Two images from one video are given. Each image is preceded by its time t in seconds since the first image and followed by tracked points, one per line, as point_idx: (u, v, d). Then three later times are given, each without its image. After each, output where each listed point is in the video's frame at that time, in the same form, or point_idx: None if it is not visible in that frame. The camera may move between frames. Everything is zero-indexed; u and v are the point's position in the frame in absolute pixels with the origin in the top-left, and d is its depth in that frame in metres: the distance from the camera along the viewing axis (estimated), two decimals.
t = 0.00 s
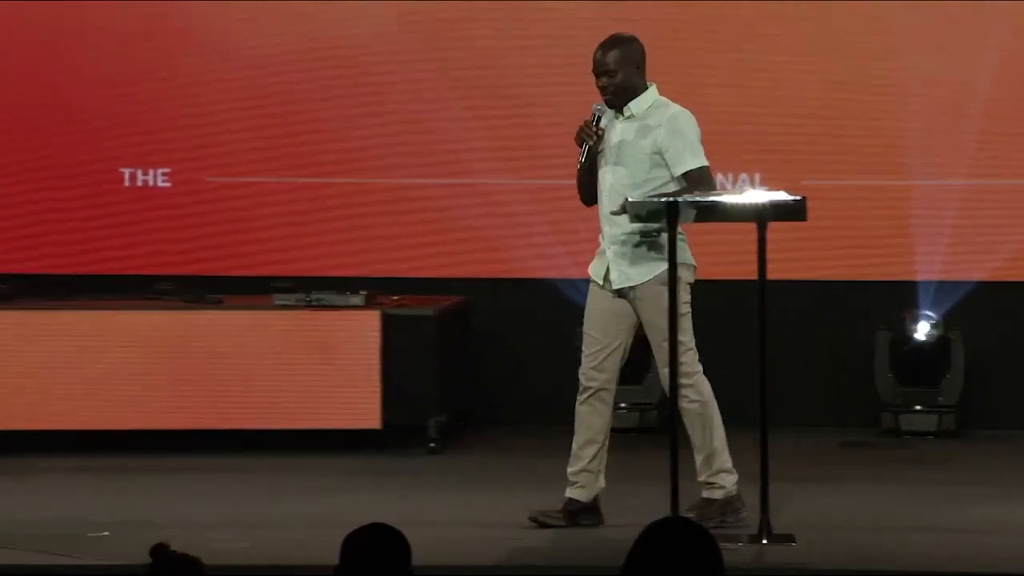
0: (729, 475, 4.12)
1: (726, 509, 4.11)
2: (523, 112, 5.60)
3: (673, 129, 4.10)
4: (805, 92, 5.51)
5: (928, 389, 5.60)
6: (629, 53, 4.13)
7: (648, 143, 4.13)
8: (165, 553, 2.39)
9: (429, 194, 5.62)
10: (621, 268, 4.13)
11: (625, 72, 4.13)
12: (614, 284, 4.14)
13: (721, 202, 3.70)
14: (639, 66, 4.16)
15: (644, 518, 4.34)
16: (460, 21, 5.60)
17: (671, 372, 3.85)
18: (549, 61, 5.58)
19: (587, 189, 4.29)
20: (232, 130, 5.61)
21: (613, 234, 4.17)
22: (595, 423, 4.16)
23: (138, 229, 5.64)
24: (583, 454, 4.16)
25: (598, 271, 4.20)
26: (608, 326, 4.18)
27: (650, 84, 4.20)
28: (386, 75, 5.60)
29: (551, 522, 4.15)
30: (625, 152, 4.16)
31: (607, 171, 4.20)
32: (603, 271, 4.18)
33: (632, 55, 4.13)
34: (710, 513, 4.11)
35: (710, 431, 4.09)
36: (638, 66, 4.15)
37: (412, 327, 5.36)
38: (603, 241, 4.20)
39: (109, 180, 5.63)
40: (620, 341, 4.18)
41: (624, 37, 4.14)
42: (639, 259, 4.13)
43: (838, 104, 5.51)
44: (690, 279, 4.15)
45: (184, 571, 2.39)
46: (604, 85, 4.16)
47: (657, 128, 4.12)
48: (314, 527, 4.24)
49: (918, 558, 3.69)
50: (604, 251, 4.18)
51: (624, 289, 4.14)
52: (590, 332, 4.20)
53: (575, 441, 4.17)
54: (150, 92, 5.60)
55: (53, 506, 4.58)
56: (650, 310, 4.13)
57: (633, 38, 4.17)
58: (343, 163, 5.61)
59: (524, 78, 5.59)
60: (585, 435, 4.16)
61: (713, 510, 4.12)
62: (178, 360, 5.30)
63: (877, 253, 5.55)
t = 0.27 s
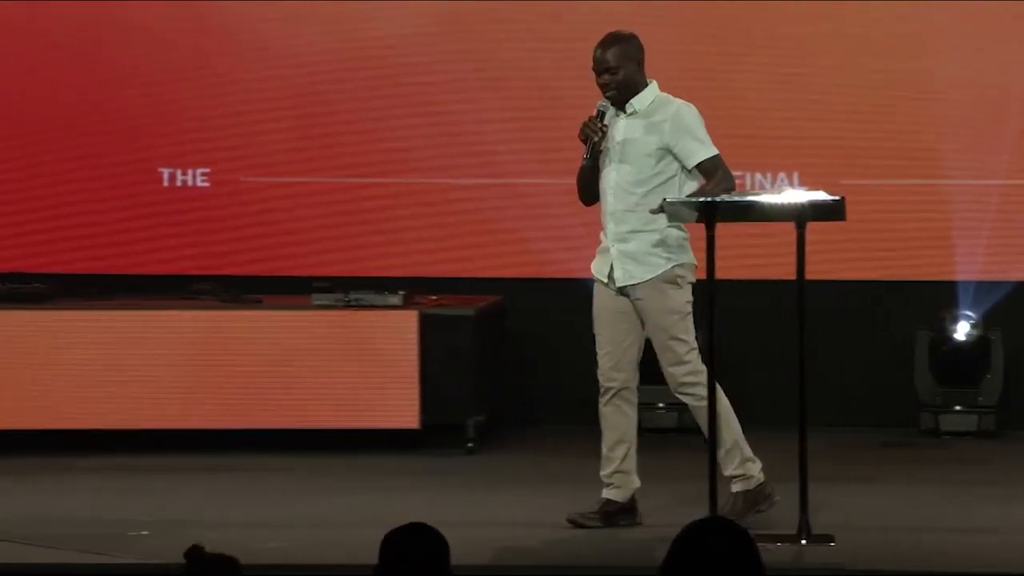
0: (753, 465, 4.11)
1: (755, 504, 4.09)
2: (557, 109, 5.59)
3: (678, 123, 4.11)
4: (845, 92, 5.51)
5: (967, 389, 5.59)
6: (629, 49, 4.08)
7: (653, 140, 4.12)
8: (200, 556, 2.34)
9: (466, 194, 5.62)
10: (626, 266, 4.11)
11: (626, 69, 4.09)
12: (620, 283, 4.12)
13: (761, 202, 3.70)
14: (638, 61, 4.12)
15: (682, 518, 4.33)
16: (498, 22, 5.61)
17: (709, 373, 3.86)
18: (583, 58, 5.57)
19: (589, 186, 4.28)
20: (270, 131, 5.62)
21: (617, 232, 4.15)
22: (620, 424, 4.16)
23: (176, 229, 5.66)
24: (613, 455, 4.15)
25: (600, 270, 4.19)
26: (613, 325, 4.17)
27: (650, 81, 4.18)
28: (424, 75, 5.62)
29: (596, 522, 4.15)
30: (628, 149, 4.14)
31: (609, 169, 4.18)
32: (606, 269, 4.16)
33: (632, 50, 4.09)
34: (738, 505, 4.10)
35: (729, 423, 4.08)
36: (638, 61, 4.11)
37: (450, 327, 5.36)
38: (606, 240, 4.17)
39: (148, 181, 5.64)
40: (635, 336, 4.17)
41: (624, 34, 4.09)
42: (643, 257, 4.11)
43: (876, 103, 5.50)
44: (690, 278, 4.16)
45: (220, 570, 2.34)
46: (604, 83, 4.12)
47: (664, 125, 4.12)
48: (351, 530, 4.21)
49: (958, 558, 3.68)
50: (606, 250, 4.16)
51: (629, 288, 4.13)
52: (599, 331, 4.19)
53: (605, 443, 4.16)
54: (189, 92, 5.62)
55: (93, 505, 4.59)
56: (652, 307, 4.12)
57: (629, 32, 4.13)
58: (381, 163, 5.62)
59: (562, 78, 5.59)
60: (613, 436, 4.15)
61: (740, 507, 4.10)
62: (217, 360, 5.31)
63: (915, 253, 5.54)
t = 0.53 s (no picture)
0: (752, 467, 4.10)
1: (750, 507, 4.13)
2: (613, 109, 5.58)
3: (710, 121, 4.09)
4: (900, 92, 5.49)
5: None
6: (657, 49, 4.07)
7: (686, 140, 4.11)
8: (247, 559, 2.31)
9: (520, 193, 5.62)
10: (662, 266, 4.11)
11: (656, 69, 4.08)
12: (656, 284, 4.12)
13: (816, 202, 3.69)
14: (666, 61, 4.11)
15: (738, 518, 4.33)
16: (552, 21, 5.60)
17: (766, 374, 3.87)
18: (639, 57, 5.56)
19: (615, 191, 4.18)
20: (326, 131, 5.65)
21: (652, 232, 4.14)
22: (666, 423, 4.16)
23: (232, 229, 5.68)
24: (664, 455, 4.15)
25: (637, 270, 4.18)
26: (650, 325, 4.19)
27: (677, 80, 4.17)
28: (479, 76, 5.62)
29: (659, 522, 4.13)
30: (661, 150, 4.12)
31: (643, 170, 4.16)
32: (642, 270, 4.16)
33: (660, 50, 4.08)
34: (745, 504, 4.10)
35: (729, 427, 4.08)
36: (666, 61, 4.10)
37: (504, 327, 5.37)
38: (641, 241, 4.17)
39: (204, 181, 5.68)
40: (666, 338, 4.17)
41: (650, 35, 4.08)
42: (680, 257, 4.11)
43: (934, 102, 5.48)
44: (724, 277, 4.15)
45: (268, 572, 2.30)
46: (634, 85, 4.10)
47: (696, 123, 4.10)
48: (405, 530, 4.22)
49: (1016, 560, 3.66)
50: (642, 250, 4.16)
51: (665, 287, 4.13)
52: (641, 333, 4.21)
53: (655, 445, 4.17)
54: (246, 94, 5.65)
55: (148, 505, 4.60)
56: (678, 306, 4.11)
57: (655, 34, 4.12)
58: (436, 163, 5.63)
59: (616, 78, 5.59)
60: (663, 435, 4.15)
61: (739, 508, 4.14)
62: (272, 359, 5.33)
63: (973, 252, 5.51)
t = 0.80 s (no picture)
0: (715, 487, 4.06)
1: (703, 516, 4.03)
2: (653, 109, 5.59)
3: (738, 120, 4.07)
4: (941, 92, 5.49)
5: None
6: (683, 50, 4.02)
7: (718, 139, 4.08)
8: (288, 556, 2.31)
9: (559, 194, 5.62)
10: (697, 266, 4.08)
11: (686, 70, 4.02)
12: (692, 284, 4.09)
13: (855, 203, 3.69)
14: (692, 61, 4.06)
15: (776, 518, 4.32)
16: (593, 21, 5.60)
17: (805, 372, 3.86)
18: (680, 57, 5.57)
19: (640, 194, 4.09)
20: (366, 131, 5.66)
21: (685, 233, 4.11)
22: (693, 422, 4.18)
23: (272, 229, 5.69)
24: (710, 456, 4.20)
25: (671, 273, 4.15)
26: (680, 321, 4.16)
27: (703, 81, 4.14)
28: (519, 75, 5.63)
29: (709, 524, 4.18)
30: (693, 151, 4.09)
31: (673, 172, 4.12)
32: (678, 271, 4.13)
33: (687, 50, 4.03)
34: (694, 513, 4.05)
35: (717, 434, 4.03)
36: (692, 61, 4.05)
37: (543, 326, 5.37)
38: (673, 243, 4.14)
39: (244, 180, 5.69)
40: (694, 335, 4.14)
41: (678, 36, 4.02)
42: (715, 257, 4.07)
43: (975, 101, 5.47)
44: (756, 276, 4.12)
45: (311, 571, 2.30)
46: (664, 88, 4.03)
47: (728, 123, 4.08)
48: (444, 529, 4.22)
49: None
50: (676, 252, 4.12)
51: (699, 287, 4.09)
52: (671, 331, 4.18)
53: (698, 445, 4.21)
54: (286, 93, 5.67)
55: (188, 505, 4.61)
56: (709, 305, 4.06)
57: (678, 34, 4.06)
58: (476, 162, 5.63)
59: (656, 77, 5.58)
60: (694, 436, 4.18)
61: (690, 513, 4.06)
62: (311, 358, 5.34)
63: (1014, 251, 5.51)
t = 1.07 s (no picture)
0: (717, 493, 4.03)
1: (708, 519, 4.00)
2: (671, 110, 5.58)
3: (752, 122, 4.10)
4: (960, 91, 5.48)
5: None
6: (706, 50, 4.00)
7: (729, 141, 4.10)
8: (311, 552, 2.31)
9: (577, 194, 5.62)
10: (701, 268, 4.07)
11: (708, 69, 4.00)
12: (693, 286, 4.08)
13: (874, 203, 3.68)
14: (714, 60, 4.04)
15: (794, 518, 4.32)
16: (611, 20, 5.59)
17: (823, 372, 3.86)
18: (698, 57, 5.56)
19: (647, 187, 4.11)
20: (383, 131, 5.66)
21: (690, 234, 4.11)
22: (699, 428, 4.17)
23: (289, 229, 5.70)
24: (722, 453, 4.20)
25: (674, 274, 4.14)
26: (686, 327, 4.16)
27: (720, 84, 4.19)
28: (537, 75, 5.63)
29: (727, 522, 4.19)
30: (705, 151, 4.09)
31: (683, 172, 4.12)
32: (680, 273, 4.12)
33: (709, 49, 4.01)
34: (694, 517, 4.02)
35: (723, 441, 4.03)
36: (715, 60, 4.03)
37: (561, 326, 5.36)
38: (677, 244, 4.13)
39: (262, 181, 5.70)
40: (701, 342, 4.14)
41: (701, 35, 4.00)
42: (720, 259, 4.07)
43: (993, 101, 5.46)
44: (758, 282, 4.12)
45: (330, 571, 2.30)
46: (686, 87, 4.02)
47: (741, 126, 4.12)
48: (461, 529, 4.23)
49: None
50: (681, 253, 4.11)
51: (703, 290, 4.09)
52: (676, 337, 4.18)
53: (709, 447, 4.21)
54: (304, 94, 5.67)
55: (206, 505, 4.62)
56: (717, 311, 4.05)
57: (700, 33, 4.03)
58: (494, 162, 5.64)
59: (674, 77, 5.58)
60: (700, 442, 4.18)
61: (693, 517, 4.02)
62: (328, 358, 5.34)
63: None
